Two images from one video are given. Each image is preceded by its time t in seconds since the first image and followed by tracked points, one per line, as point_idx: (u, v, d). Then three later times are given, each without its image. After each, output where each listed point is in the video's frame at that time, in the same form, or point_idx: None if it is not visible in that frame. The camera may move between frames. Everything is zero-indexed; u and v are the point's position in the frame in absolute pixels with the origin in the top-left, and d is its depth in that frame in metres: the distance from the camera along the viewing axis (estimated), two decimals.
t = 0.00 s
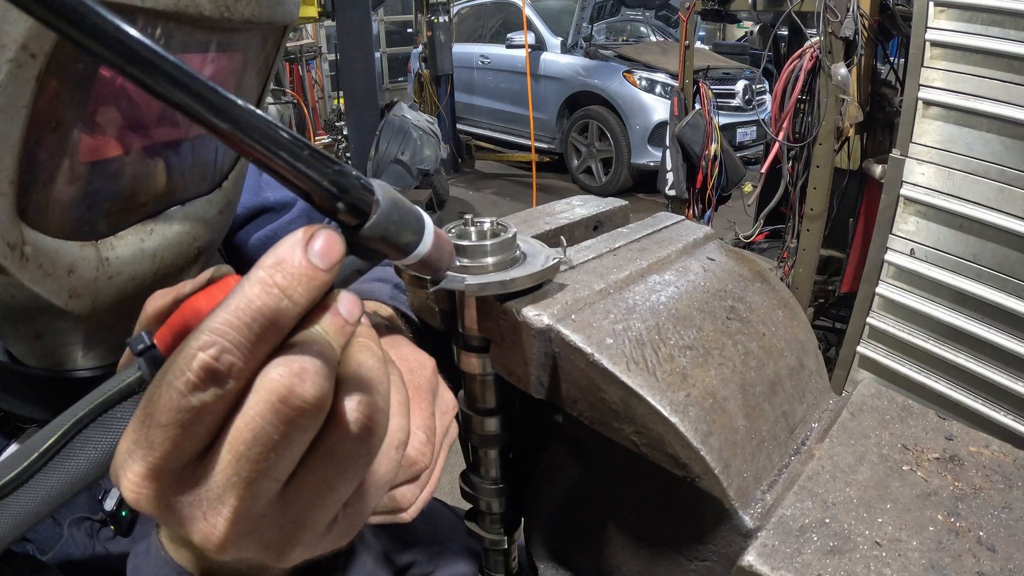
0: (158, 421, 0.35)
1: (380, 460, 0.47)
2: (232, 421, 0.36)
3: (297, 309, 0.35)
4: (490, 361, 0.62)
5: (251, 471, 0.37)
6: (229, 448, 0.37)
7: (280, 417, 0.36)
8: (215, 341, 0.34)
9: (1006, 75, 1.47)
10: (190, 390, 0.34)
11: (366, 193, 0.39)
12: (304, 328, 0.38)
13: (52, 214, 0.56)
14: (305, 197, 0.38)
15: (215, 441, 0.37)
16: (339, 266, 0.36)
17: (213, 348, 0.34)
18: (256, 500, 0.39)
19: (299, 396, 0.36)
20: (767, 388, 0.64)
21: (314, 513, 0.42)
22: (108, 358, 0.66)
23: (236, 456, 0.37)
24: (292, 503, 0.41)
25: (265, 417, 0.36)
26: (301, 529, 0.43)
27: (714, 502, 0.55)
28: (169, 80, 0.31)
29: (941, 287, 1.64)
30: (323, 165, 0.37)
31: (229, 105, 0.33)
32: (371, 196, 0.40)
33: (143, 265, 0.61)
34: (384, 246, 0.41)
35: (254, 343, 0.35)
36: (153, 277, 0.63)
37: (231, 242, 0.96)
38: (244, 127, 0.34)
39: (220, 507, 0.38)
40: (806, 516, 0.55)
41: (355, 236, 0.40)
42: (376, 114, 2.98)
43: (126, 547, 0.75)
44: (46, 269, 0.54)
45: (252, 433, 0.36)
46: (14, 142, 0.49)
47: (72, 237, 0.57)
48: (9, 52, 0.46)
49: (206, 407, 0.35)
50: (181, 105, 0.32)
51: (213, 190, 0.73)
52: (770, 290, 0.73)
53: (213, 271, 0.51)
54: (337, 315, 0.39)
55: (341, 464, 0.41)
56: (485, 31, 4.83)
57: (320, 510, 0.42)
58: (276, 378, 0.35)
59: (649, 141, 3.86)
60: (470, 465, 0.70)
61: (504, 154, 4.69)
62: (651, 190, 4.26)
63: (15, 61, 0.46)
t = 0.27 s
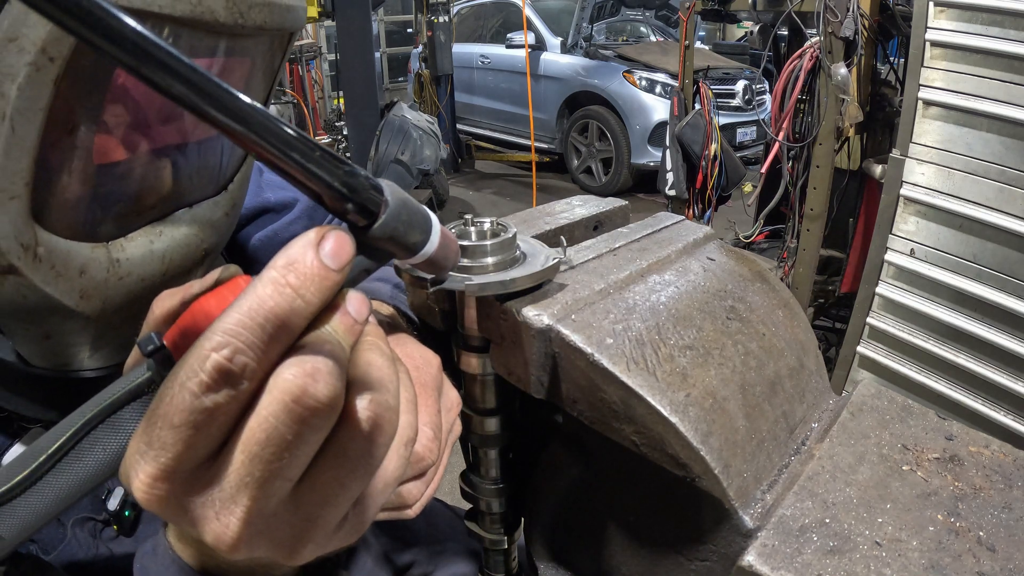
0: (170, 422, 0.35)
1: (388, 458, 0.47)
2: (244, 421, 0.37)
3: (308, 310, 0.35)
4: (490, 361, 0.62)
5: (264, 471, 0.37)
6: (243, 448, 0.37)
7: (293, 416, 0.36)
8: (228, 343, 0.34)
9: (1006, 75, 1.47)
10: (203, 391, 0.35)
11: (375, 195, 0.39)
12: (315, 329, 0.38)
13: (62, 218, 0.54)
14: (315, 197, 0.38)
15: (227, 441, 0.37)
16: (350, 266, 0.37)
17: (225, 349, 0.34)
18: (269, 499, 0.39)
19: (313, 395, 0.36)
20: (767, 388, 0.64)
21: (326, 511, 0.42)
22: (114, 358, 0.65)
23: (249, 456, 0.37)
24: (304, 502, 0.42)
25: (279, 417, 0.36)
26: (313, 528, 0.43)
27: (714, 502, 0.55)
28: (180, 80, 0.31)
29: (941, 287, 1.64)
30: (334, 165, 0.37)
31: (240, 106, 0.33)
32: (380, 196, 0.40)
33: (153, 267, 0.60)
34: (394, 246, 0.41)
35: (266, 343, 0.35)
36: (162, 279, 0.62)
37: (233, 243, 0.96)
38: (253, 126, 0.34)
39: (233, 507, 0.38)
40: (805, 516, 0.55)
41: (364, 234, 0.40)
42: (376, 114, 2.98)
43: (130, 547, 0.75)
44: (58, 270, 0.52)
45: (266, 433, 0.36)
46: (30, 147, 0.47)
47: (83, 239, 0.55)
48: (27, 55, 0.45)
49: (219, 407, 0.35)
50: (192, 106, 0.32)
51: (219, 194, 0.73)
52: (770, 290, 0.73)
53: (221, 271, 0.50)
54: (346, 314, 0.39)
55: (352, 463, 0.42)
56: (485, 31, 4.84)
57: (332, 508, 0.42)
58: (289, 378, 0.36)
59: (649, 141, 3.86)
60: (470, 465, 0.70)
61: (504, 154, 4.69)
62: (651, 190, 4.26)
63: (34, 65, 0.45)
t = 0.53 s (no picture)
0: (177, 426, 0.36)
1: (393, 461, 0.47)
2: (251, 425, 0.37)
3: (316, 314, 0.36)
4: (489, 361, 0.62)
5: (272, 474, 0.37)
6: (250, 452, 0.37)
7: (301, 420, 0.36)
8: (236, 346, 0.35)
9: (1006, 75, 1.47)
10: (211, 395, 0.35)
11: (380, 199, 0.40)
12: (321, 333, 0.39)
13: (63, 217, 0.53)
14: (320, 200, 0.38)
15: (234, 445, 0.38)
16: (355, 270, 0.37)
17: (234, 353, 0.35)
18: (275, 503, 0.39)
19: (320, 398, 0.37)
20: (767, 388, 0.64)
21: (332, 514, 0.42)
22: (116, 358, 0.65)
23: (257, 459, 0.37)
24: (310, 504, 0.42)
25: (287, 420, 0.36)
26: (319, 530, 0.43)
27: (714, 502, 0.55)
28: (183, 84, 0.31)
29: (941, 287, 1.64)
30: (339, 170, 0.37)
31: (243, 111, 0.33)
32: (385, 200, 0.40)
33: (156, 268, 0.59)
34: (398, 249, 0.42)
35: (274, 347, 0.36)
36: (165, 279, 0.62)
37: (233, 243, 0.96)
38: (257, 130, 0.34)
39: (239, 510, 0.38)
40: (805, 516, 0.55)
41: (368, 237, 0.41)
42: (376, 114, 2.98)
43: (133, 547, 0.75)
44: (63, 270, 0.52)
45: (273, 436, 0.36)
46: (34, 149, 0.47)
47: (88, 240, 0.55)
48: (34, 56, 0.44)
49: (227, 411, 0.36)
50: (195, 110, 0.32)
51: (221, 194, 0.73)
52: (770, 290, 0.73)
53: (226, 273, 0.50)
54: (350, 317, 0.40)
55: (358, 466, 0.42)
56: (485, 31, 4.84)
57: (338, 511, 0.42)
58: (297, 382, 0.36)
59: (649, 141, 3.86)
60: (470, 465, 0.70)
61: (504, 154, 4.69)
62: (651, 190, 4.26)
63: (40, 66, 0.45)
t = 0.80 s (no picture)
0: (180, 428, 0.36)
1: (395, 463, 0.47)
2: (255, 427, 0.37)
3: (319, 317, 0.36)
4: (489, 361, 0.62)
5: (275, 476, 0.37)
6: (253, 454, 0.37)
7: (304, 422, 0.36)
8: (239, 348, 0.35)
9: (1006, 75, 1.47)
10: (215, 397, 0.35)
11: (383, 202, 0.40)
12: (324, 335, 0.39)
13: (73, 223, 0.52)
14: (323, 202, 0.38)
15: (237, 447, 0.38)
16: (358, 272, 0.38)
17: (237, 355, 0.35)
18: (278, 505, 0.39)
19: (324, 401, 0.37)
20: (767, 388, 0.64)
21: (335, 517, 0.42)
22: (116, 358, 0.65)
23: (260, 461, 0.37)
24: (314, 507, 0.41)
25: (290, 422, 0.36)
26: (322, 535, 0.43)
27: (714, 502, 0.55)
28: (186, 85, 0.31)
29: (941, 287, 1.64)
30: (342, 172, 0.38)
31: (247, 113, 0.33)
32: (389, 201, 0.41)
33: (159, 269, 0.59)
34: (401, 252, 0.42)
35: (278, 349, 0.36)
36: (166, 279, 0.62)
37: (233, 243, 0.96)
38: (260, 131, 0.34)
39: (243, 512, 0.38)
40: (805, 516, 0.55)
41: (370, 239, 0.41)
42: (376, 114, 2.98)
43: (133, 548, 0.74)
44: (64, 271, 0.50)
45: (277, 439, 0.36)
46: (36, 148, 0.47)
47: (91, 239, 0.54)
48: (37, 57, 0.40)
49: (230, 413, 0.36)
50: (198, 112, 0.32)
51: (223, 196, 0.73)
52: (770, 290, 0.73)
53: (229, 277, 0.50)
54: (353, 319, 0.41)
55: (361, 469, 0.42)
56: (485, 31, 4.83)
57: (341, 514, 0.42)
58: (300, 384, 0.36)
59: (649, 141, 3.86)
60: (470, 465, 0.70)
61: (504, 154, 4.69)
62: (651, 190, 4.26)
63: (43, 67, 0.40)
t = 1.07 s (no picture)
0: (182, 429, 0.36)
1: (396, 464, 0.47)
2: (257, 428, 0.37)
3: (320, 318, 0.36)
4: (489, 361, 0.62)
5: (277, 478, 0.37)
6: (255, 455, 0.37)
7: (306, 423, 0.36)
8: (241, 350, 0.35)
9: (1006, 75, 1.47)
10: (216, 398, 0.35)
11: (384, 203, 0.40)
12: (325, 336, 0.39)
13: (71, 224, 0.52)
14: (325, 204, 0.38)
15: (239, 448, 0.38)
16: (359, 273, 0.38)
17: (239, 356, 0.35)
18: (280, 506, 0.39)
19: (326, 402, 0.37)
20: (767, 388, 0.64)
21: (336, 518, 0.42)
22: (116, 359, 0.65)
23: (262, 462, 0.37)
24: (315, 508, 0.41)
25: (292, 423, 0.36)
26: (324, 536, 0.43)
27: (715, 502, 0.55)
28: (187, 86, 0.31)
29: (941, 287, 1.64)
30: (344, 173, 0.38)
31: (247, 114, 0.33)
32: (390, 203, 0.41)
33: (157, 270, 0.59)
34: (403, 253, 0.42)
35: (280, 350, 0.36)
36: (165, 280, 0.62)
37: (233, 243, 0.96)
38: (260, 133, 0.34)
39: (244, 513, 0.38)
40: (805, 516, 0.55)
41: (372, 240, 0.41)
42: (376, 114, 2.97)
43: (134, 548, 0.74)
44: (65, 273, 0.50)
45: (279, 440, 0.36)
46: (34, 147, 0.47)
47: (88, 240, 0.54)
48: (36, 58, 0.40)
49: (231, 415, 0.36)
50: (199, 113, 0.32)
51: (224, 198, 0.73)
52: (770, 290, 0.73)
53: (231, 278, 0.50)
54: (354, 320, 0.41)
55: (362, 469, 0.42)
56: (485, 31, 4.83)
57: (342, 514, 0.42)
58: (302, 385, 0.36)
59: (649, 141, 3.86)
60: (470, 465, 0.70)
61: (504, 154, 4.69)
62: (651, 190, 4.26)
63: (42, 68, 0.40)
